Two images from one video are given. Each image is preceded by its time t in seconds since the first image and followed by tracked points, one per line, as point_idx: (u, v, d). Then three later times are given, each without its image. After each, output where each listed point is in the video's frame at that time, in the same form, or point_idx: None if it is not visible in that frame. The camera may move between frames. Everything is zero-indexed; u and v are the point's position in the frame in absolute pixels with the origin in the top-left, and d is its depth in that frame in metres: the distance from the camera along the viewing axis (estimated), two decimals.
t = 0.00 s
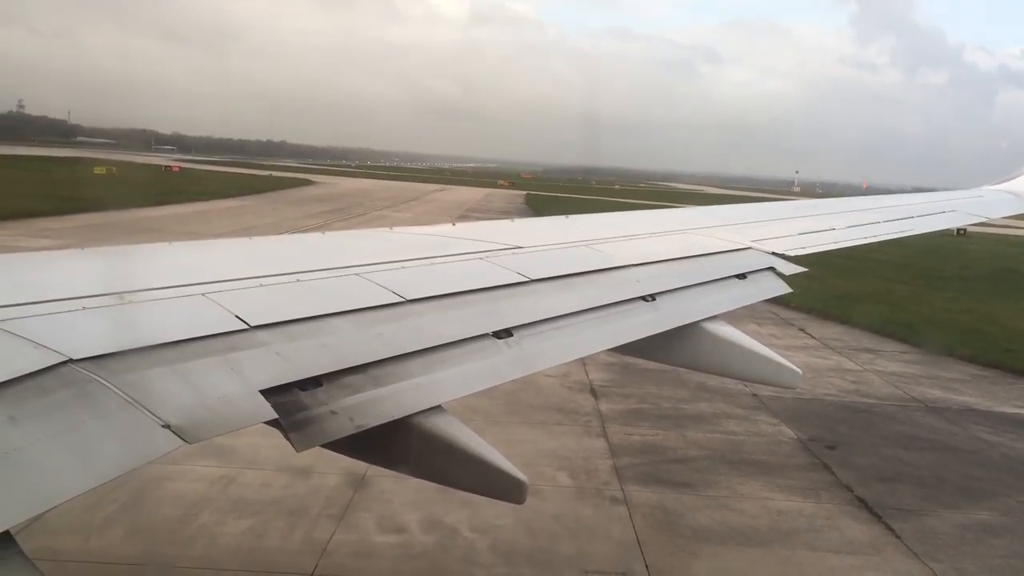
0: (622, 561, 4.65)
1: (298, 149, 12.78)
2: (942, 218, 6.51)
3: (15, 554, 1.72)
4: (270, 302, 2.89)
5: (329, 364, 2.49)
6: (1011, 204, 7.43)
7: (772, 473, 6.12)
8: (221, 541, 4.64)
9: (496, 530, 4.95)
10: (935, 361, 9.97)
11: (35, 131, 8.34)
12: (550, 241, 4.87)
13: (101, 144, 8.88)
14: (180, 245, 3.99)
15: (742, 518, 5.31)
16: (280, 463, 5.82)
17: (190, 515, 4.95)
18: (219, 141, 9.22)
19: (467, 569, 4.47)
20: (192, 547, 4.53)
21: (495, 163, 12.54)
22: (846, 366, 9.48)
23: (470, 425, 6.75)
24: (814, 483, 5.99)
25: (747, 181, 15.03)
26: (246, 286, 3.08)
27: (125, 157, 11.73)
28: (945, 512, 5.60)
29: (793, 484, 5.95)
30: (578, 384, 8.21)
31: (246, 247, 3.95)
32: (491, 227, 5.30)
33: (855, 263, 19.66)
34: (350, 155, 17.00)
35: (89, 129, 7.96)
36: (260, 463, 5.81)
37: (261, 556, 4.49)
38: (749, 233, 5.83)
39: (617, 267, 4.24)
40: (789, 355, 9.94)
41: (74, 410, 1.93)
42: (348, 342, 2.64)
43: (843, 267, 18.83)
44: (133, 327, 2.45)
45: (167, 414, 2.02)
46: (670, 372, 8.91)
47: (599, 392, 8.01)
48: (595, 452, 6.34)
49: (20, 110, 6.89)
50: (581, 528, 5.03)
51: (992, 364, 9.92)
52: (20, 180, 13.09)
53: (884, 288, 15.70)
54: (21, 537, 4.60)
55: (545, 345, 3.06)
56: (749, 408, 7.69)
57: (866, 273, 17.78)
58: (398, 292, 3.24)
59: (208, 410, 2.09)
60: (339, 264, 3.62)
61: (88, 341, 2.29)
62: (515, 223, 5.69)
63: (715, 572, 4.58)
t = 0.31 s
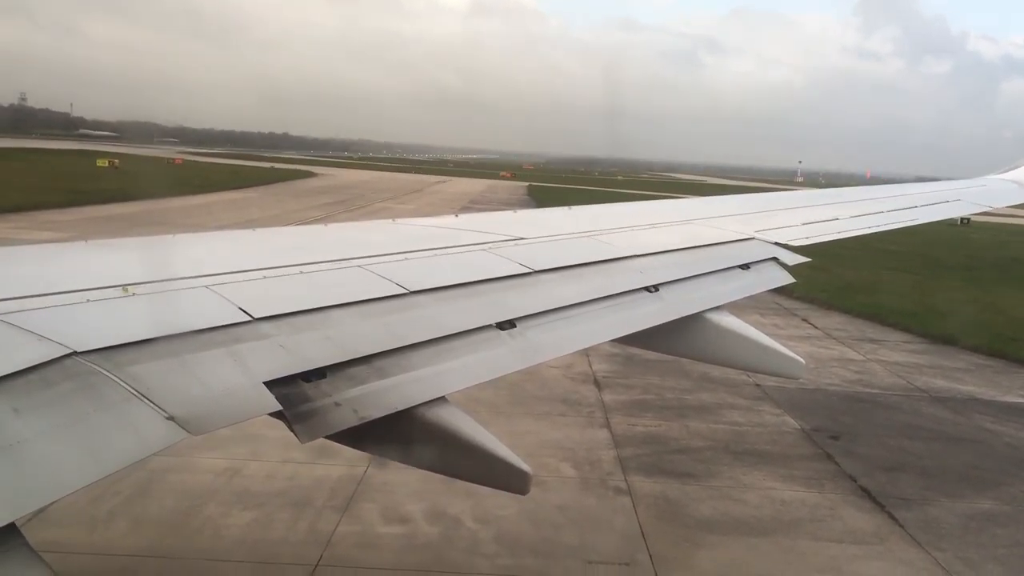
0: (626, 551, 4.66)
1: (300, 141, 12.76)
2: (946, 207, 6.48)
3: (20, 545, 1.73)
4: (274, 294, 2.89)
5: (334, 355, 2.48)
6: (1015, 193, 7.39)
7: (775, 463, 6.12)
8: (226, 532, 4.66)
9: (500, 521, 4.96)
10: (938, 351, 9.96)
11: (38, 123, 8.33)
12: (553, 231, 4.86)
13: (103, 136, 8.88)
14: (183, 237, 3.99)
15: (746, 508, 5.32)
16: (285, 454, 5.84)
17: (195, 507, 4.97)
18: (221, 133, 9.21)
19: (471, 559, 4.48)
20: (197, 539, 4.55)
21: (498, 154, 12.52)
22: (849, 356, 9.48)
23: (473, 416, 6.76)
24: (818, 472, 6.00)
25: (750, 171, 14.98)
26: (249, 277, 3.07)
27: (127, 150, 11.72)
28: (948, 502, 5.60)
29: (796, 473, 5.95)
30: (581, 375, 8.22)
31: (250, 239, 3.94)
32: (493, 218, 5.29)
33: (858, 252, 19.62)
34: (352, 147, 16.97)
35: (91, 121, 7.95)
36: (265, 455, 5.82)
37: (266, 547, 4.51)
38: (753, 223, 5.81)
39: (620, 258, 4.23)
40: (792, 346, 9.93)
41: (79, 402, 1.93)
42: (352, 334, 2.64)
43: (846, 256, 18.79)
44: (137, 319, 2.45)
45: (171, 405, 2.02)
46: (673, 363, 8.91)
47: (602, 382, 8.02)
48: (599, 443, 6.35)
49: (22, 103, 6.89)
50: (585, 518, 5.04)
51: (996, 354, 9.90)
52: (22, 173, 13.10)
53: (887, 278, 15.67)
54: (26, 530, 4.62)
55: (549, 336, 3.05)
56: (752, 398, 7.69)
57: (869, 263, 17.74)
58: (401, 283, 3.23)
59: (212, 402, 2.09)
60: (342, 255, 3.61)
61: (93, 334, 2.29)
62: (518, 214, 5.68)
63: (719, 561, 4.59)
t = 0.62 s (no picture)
0: (626, 545, 4.67)
1: (299, 134, 12.73)
2: (946, 201, 6.46)
3: (21, 539, 1.73)
4: (274, 288, 2.88)
5: (333, 349, 2.48)
6: (1016, 186, 7.37)
7: (775, 457, 6.13)
8: (227, 525, 4.66)
9: (500, 514, 4.97)
10: (938, 344, 9.96)
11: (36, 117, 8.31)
12: (553, 225, 4.84)
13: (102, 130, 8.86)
14: (182, 231, 3.97)
15: (746, 502, 5.33)
16: (285, 448, 5.85)
17: (195, 500, 4.97)
18: (220, 127, 9.18)
19: (471, 553, 4.49)
20: (197, 533, 4.56)
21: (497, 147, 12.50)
22: (849, 349, 9.47)
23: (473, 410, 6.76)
24: (817, 466, 6.01)
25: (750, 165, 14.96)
26: (249, 271, 3.07)
27: (126, 143, 11.70)
28: (947, 495, 5.61)
29: (796, 467, 5.96)
30: (581, 369, 8.22)
31: (250, 233, 3.94)
32: (493, 212, 5.28)
33: (858, 246, 19.60)
34: (352, 141, 16.94)
35: (89, 115, 7.92)
36: (265, 448, 5.83)
37: (266, 541, 4.52)
38: (753, 216, 5.80)
39: (620, 252, 4.22)
40: (792, 339, 9.93)
41: (79, 396, 1.93)
42: (351, 328, 2.63)
43: (846, 250, 18.78)
44: (137, 313, 2.44)
45: (171, 399, 2.02)
46: (673, 357, 8.92)
47: (602, 376, 8.02)
48: (598, 437, 6.36)
49: (21, 96, 6.87)
50: (585, 512, 5.05)
51: (995, 347, 9.90)
52: (21, 167, 13.08)
53: (887, 271, 15.66)
54: (26, 524, 4.62)
55: (548, 330, 3.05)
56: (751, 392, 7.69)
57: (869, 256, 17.74)
58: (400, 277, 3.22)
59: (212, 395, 2.09)
60: (341, 249, 3.60)
61: (92, 328, 2.28)
62: (518, 207, 5.67)
63: (719, 555, 4.60)
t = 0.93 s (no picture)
0: (624, 543, 4.67)
1: (299, 131, 12.72)
2: (946, 200, 6.46)
3: (20, 534, 1.72)
4: (273, 285, 2.88)
5: (332, 346, 2.48)
6: (1015, 186, 7.37)
7: (773, 456, 6.14)
8: (226, 522, 4.67)
9: (499, 512, 4.98)
10: (937, 344, 9.97)
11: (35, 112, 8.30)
12: (553, 223, 4.84)
13: (101, 126, 8.86)
14: (182, 228, 3.97)
15: (744, 500, 5.33)
16: (284, 445, 5.85)
17: (194, 497, 4.98)
18: (220, 124, 9.18)
19: (470, 551, 4.49)
20: (195, 529, 4.55)
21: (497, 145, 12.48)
22: (847, 348, 9.48)
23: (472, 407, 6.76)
24: (816, 465, 6.01)
25: (750, 164, 14.95)
26: (248, 268, 3.06)
27: (126, 140, 11.70)
28: (946, 494, 5.62)
29: (794, 466, 5.97)
30: (580, 367, 8.23)
31: (249, 230, 3.93)
32: (492, 210, 5.27)
33: (858, 245, 19.61)
34: (352, 138, 16.94)
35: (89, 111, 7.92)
36: (264, 445, 5.83)
37: (264, 538, 4.52)
38: (752, 215, 5.80)
39: (619, 250, 4.21)
40: (791, 339, 9.94)
41: (78, 392, 1.92)
42: (351, 325, 2.63)
43: (845, 249, 18.79)
44: (136, 310, 2.45)
45: (170, 396, 2.02)
46: (672, 355, 8.92)
47: (601, 374, 8.03)
48: (597, 435, 6.36)
49: (20, 92, 6.86)
50: (583, 510, 5.06)
51: (994, 347, 9.91)
52: (20, 163, 13.06)
53: (887, 271, 15.66)
54: (24, 520, 4.62)
55: (548, 328, 3.04)
56: (750, 391, 7.70)
57: (868, 256, 17.75)
58: (400, 275, 3.21)
59: (211, 391, 2.09)
60: (341, 247, 3.60)
61: (91, 324, 2.28)
62: (518, 205, 5.67)
63: (717, 553, 4.61)
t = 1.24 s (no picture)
0: (623, 543, 4.67)
1: (299, 131, 12.74)
2: (946, 202, 6.46)
3: (18, 533, 1.72)
4: (273, 284, 2.88)
5: (332, 345, 2.48)
6: (1016, 188, 7.37)
7: (773, 457, 6.14)
8: (225, 521, 4.67)
9: (498, 512, 4.98)
10: (936, 346, 9.97)
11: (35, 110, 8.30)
12: (553, 224, 4.84)
13: (102, 124, 8.87)
14: (182, 226, 3.97)
15: (743, 501, 5.33)
16: (283, 444, 5.85)
17: (193, 496, 4.98)
18: (220, 123, 9.19)
19: (469, 551, 4.50)
20: (194, 528, 4.55)
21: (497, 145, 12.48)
22: (847, 350, 9.48)
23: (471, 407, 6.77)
24: (815, 466, 6.02)
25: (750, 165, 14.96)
26: (249, 268, 3.06)
27: (126, 138, 11.70)
28: (944, 496, 5.62)
29: (794, 467, 5.97)
30: (579, 368, 8.23)
31: (249, 229, 3.94)
32: (492, 210, 5.27)
33: (857, 247, 19.62)
34: (353, 138, 16.94)
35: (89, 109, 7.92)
36: (263, 444, 5.83)
37: (263, 537, 4.52)
38: (753, 216, 5.81)
39: (619, 251, 4.21)
40: (791, 340, 9.94)
41: (77, 391, 1.93)
42: (351, 325, 2.63)
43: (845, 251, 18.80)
44: (137, 309, 2.45)
45: (169, 395, 2.02)
46: (671, 356, 8.92)
47: (601, 375, 8.03)
48: (596, 436, 6.36)
49: (21, 90, 6.87)
50: (582, 511, 5.06)
51: (994, 349, 9.91)
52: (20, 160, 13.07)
53: (886, 273, 15.66)
54: (23, 518, 4.62)
55: (547, 329, 3.04)
56: (749, 392, 7.71)
57: (868, 258, 17.76)
58: (400, 275, 3.21)
59: (211, 390, 2.09)
60: (341, 246, 3.60)
61: (91, 323, 2.28)
62: (518, 205, 5.68)
63: (716, 555, 4.61)
